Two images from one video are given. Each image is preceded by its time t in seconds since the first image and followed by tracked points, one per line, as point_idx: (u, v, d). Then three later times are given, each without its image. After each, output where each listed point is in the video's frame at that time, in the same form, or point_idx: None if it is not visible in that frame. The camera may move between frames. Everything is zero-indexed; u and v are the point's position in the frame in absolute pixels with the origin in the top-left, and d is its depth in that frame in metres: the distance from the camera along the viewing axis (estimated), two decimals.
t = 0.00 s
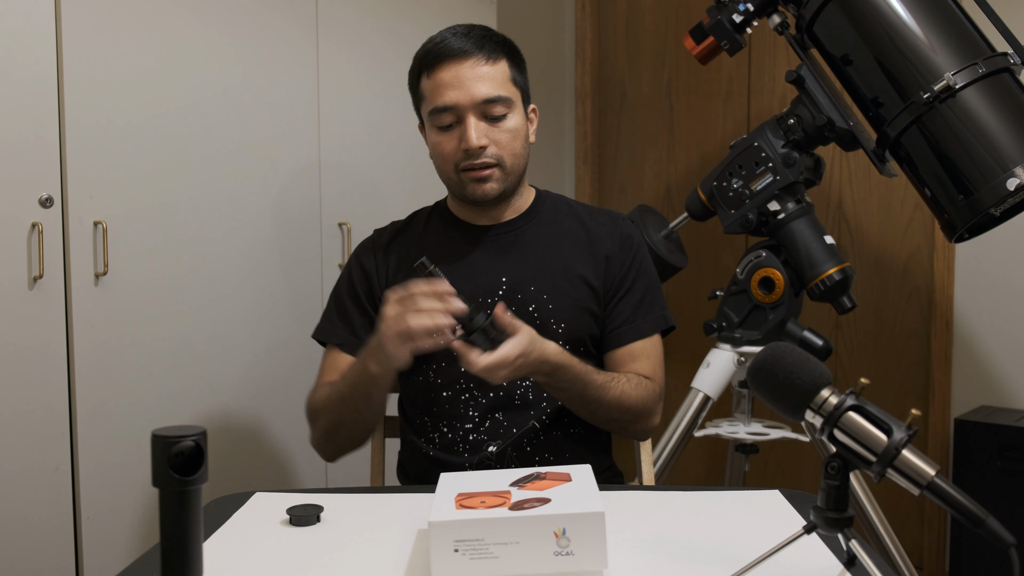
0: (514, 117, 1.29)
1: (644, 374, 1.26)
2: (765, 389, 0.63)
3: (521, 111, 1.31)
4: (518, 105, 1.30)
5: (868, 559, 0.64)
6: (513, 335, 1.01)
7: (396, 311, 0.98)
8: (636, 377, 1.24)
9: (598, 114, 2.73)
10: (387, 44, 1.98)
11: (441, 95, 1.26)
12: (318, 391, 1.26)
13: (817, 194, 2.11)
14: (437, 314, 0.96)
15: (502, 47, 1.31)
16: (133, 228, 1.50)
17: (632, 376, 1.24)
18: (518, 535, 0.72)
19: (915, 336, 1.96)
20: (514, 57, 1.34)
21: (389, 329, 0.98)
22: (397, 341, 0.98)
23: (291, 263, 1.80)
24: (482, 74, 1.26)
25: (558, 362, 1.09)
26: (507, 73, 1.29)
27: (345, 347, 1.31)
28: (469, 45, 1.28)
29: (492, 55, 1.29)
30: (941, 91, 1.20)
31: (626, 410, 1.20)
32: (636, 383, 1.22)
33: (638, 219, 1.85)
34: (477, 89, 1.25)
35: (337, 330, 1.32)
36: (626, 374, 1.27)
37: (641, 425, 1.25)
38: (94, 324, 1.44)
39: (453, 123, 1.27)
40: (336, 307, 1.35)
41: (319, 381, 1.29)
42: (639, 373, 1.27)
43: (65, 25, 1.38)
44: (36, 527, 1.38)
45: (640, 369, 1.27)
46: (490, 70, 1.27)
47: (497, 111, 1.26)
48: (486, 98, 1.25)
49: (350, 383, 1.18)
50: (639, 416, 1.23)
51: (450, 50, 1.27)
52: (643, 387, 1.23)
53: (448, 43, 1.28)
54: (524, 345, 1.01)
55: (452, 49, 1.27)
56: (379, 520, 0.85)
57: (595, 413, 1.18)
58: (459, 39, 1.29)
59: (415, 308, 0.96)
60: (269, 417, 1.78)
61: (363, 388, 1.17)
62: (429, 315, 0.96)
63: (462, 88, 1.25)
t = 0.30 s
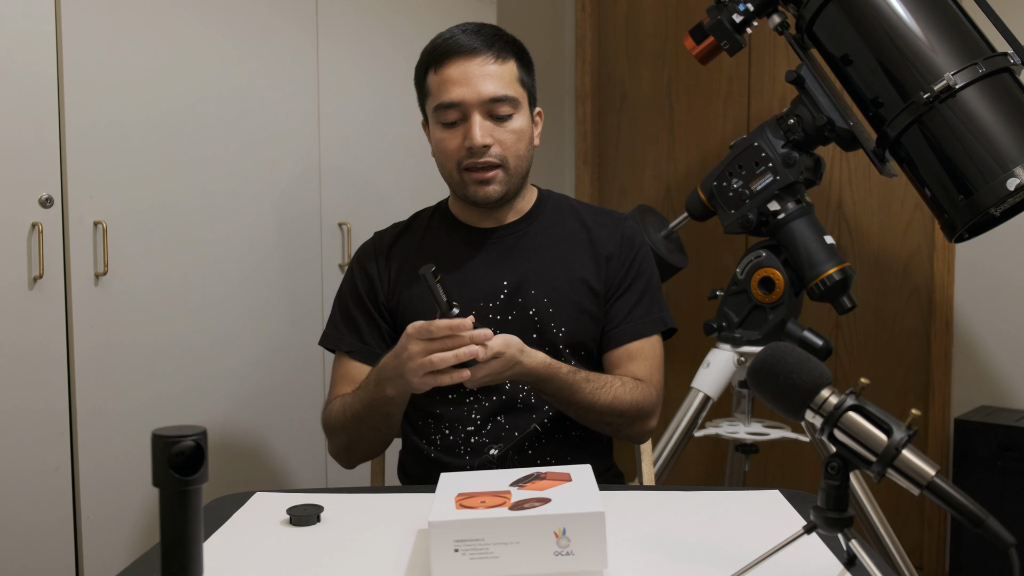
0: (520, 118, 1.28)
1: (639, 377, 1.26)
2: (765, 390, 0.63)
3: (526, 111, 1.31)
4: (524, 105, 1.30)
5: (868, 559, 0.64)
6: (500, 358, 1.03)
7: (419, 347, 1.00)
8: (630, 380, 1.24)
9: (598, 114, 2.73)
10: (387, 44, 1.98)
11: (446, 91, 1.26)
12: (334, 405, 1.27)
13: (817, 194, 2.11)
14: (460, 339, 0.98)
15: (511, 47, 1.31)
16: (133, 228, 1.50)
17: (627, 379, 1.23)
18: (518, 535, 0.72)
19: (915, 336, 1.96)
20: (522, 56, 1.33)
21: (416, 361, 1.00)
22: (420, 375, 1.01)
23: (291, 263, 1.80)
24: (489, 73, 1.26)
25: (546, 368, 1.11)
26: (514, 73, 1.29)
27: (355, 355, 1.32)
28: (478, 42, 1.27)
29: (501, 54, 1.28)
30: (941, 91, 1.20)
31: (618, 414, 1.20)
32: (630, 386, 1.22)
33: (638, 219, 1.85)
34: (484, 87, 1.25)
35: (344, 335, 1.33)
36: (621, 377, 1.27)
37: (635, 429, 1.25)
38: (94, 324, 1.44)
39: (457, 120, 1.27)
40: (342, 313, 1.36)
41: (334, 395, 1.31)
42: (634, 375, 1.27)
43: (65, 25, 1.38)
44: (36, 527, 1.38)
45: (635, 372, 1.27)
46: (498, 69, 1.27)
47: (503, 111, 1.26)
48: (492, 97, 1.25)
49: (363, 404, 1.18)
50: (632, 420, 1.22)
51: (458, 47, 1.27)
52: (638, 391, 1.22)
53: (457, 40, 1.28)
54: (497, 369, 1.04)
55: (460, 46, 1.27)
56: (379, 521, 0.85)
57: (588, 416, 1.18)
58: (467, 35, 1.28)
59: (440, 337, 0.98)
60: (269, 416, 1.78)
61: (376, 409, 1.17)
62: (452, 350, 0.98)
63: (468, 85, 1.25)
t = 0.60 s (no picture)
0: (525, 119, 1.28)
1: (636, 377, 1.26)
2: (765, 390, 0.63)
3: (532, 113, 1.31)
4: (530, 107, 1.30)
5: (868, 559, 0.64)
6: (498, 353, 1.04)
7: (415, 348, 0.99)
8: (627, 381, 1.24)
9: (598, 114, 2.73)
10: (387, 43, 1.98)
11: (453, 88, 1.26)
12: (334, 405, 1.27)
13: (817, 194, 2.11)
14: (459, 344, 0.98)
15: (521, 47, 1.31)
16: (133, 228, 1.50)
17: (623, 379, 1.24)
18: (518, 535, 0.72)
19: (915, 336, 1.96)
20: (531, 58, 1.34)
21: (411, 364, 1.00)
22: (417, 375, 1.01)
23: (291, 263, 1.80)
24: (497, 72, 1.26)
25: (545, 372, 1.11)
26: (522, 74, 1.29)
27: (356, 355, 1.32)
28: (487, 40, 1.27)
29: (510, 54, 1.28)
30: (941, 91, 1.20)
31: (616, 414, 1.20)
32: (626, 386, 1.22)
33: (638, 219, 1.86)
34: (491, 86, 1.25)
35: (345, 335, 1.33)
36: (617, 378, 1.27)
37: (633, 430, 1.25)
38: (94, 324, 1.44)
39: (462, 118, 1.27)
40: (343, 313, 1.36)
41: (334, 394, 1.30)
42: (631, 376, 1.27)
43: (65, 25, 1.38)
44: (36, 528, 1.38)
45: (632, 373, 1.27)
46: (506, 69, 1.27)
47: (508, 111, 1.26)
48: (499, 96, 1.25)
49: (362, 404, 1.18)
50: (629, 420, 1.22)
51: (467, 45, 1.27)
52: (635, 391, 1.22)
53: (466, 37, 1.28)
54: (494, 366, 1.04)
55: (470, 43, 1.27)
56: (379, 521, 0.85)
57: (585, 417, 1.18)
58: (478, 33, 1.28)
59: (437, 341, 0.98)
60: (269, 416, 1.78)
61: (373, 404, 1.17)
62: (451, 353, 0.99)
63: (475, 83, 1.25)
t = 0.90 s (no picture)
0: (543, 122, 1.29)
1: (654, 378, 1.26)
2: (765, 390, 0.63)
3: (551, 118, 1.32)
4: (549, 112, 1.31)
5: (868, 559, 0.64)
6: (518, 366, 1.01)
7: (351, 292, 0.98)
8: (644, 384, 1.25)
9: (598, 114, 2.73)
10: (387, 43, 1.98)
11: (478, 77, 1.27)
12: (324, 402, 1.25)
13: (817, 194, 2.11)
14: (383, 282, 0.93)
15: (549, 53, 1.33)
16: (133, 228, 1.50)
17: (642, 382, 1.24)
18: (518, 535, 0.72)
19: (915, 336, 1.96)
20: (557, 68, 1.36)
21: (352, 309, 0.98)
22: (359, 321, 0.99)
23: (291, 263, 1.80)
24: (524, 69, 1.27)
25: (582, 392, 1.11)
26: (547, 77, 1.31)
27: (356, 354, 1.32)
28: (519, 38, 1.29)
29: (540, 55, 1.30)
30: (941, 91, 1.20)
31: (650, 417, 1.21)
32: (646, 388, 1.23)
33: (638, 219, 1.86)
34: (516, 81, 1.26)
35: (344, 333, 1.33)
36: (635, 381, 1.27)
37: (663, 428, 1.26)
38: (94, 324, 1.44)
39: (482, 107, 1.27)
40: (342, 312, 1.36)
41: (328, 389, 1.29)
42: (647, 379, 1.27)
43: (65, 25, 1.38)
44: (36, 527, 1.38)
45: (649, 375, 1.27)
46: (534, 68, 1.28)
47: (529, 111, 1.27)
48: (523, 93, 1.26)
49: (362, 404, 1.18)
50: (659, 421, 1.23)
51: (499, 38, 1.29)
52: (656, 390, 1.24)
53: (498, 32, 1.30)
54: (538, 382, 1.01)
55: (501, 38, 1.29)
56: (379, 520, 0.85)
57: (621, 429, 1.18)
58: (511, 29, 1.30)
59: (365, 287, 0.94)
60: (269, 416, 1.78)
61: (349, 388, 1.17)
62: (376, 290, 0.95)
63: (502, 76, 1.26)
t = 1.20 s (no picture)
0: (549, 123, 1.31)
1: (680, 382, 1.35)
2: (765, 390, 0.63)
3: (557, 120, 1.34)
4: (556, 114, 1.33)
5: (868, 559, 0.64)
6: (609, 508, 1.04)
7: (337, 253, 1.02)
8: (677, 393, 1.34)
9: (598, 114, 2.72)
10: (386, 43, 1.98)
11: (487, 74, 1.27)
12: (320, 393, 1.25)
13: (817, 194, 2.11)
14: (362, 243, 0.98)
15: (558, 55, 1.35)
16: (133, 228, 1.49)
17: (676, 396, 1.33)
18: (518, 535, 0.72)
19: (915, 337, 1.96)
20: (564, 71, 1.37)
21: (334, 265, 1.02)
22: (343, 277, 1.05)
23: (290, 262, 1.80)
24: (534, 69, 1.29)
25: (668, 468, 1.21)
26: (556, 79, 1.32)
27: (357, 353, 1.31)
28: (530, 38, 1.30)
29: (550, 56, 1.32)
30: (941, 91, 1.20)
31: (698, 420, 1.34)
32: (682, 399, 1.33)
33: (638, 219, 1.86)
34: (526, 81, 1.27)
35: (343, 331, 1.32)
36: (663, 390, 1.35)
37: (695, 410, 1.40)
38: (94, 325, 1.44)
39: (490, 104, 1.28)
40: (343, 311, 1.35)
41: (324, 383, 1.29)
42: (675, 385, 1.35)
43: (65, 25, 1.38)
44: (37, 527, 1.38)
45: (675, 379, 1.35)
46: (544, 69, 1.30)
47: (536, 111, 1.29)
48: (532, 93, 1.27)
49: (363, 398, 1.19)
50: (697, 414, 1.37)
51: (509, 37, 1.30)
52: (689, 397, 1.33)
53: (509, 31, 1.31)
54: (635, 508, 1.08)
55: (512, 37, 1.30)
56: (379, 520, 0.85)
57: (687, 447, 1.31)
58: (521, 29, 1.31)
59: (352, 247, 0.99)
60: (269, 416, 1.78)
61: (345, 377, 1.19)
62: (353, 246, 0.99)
63: (512, 75, 1.27)
